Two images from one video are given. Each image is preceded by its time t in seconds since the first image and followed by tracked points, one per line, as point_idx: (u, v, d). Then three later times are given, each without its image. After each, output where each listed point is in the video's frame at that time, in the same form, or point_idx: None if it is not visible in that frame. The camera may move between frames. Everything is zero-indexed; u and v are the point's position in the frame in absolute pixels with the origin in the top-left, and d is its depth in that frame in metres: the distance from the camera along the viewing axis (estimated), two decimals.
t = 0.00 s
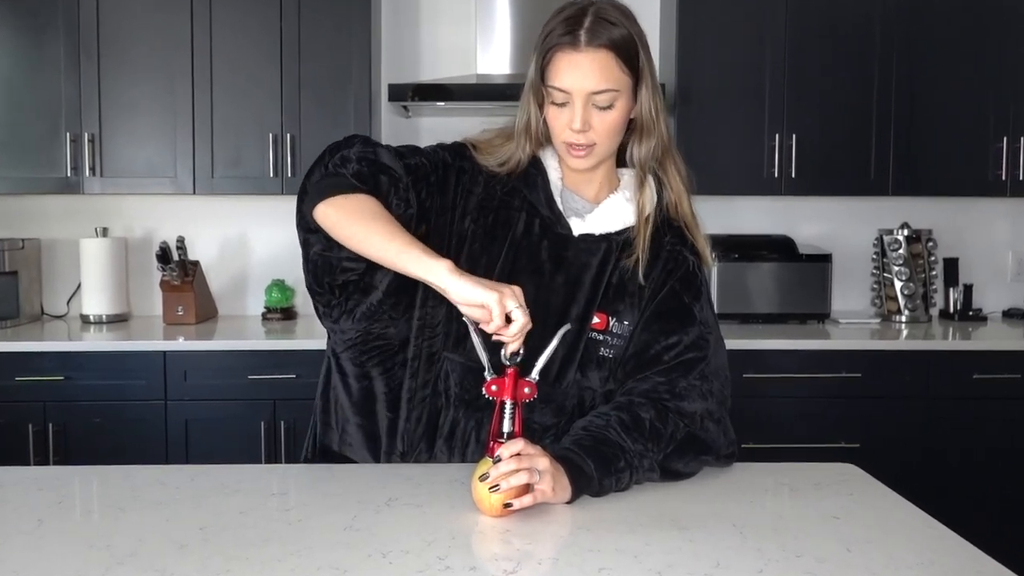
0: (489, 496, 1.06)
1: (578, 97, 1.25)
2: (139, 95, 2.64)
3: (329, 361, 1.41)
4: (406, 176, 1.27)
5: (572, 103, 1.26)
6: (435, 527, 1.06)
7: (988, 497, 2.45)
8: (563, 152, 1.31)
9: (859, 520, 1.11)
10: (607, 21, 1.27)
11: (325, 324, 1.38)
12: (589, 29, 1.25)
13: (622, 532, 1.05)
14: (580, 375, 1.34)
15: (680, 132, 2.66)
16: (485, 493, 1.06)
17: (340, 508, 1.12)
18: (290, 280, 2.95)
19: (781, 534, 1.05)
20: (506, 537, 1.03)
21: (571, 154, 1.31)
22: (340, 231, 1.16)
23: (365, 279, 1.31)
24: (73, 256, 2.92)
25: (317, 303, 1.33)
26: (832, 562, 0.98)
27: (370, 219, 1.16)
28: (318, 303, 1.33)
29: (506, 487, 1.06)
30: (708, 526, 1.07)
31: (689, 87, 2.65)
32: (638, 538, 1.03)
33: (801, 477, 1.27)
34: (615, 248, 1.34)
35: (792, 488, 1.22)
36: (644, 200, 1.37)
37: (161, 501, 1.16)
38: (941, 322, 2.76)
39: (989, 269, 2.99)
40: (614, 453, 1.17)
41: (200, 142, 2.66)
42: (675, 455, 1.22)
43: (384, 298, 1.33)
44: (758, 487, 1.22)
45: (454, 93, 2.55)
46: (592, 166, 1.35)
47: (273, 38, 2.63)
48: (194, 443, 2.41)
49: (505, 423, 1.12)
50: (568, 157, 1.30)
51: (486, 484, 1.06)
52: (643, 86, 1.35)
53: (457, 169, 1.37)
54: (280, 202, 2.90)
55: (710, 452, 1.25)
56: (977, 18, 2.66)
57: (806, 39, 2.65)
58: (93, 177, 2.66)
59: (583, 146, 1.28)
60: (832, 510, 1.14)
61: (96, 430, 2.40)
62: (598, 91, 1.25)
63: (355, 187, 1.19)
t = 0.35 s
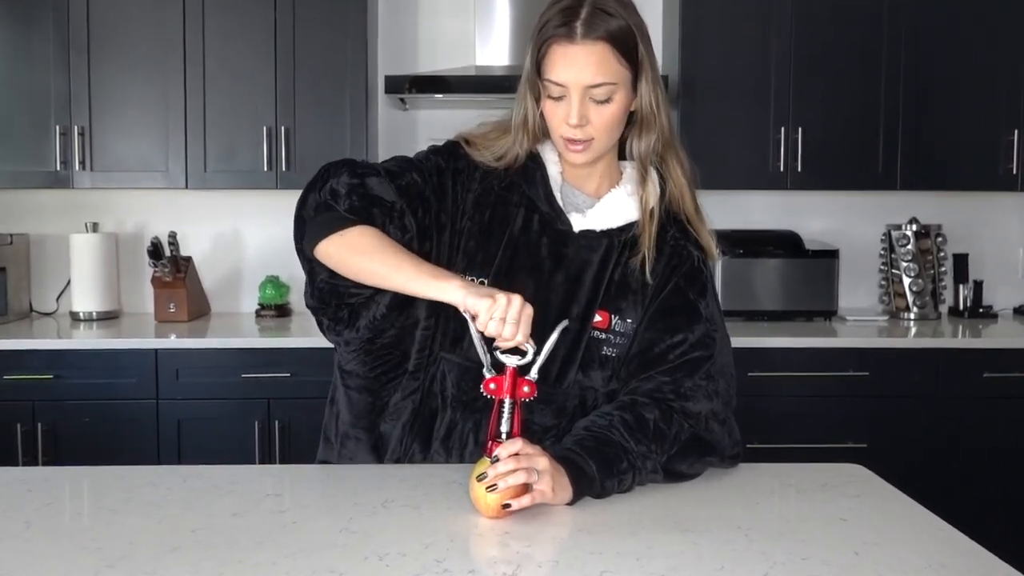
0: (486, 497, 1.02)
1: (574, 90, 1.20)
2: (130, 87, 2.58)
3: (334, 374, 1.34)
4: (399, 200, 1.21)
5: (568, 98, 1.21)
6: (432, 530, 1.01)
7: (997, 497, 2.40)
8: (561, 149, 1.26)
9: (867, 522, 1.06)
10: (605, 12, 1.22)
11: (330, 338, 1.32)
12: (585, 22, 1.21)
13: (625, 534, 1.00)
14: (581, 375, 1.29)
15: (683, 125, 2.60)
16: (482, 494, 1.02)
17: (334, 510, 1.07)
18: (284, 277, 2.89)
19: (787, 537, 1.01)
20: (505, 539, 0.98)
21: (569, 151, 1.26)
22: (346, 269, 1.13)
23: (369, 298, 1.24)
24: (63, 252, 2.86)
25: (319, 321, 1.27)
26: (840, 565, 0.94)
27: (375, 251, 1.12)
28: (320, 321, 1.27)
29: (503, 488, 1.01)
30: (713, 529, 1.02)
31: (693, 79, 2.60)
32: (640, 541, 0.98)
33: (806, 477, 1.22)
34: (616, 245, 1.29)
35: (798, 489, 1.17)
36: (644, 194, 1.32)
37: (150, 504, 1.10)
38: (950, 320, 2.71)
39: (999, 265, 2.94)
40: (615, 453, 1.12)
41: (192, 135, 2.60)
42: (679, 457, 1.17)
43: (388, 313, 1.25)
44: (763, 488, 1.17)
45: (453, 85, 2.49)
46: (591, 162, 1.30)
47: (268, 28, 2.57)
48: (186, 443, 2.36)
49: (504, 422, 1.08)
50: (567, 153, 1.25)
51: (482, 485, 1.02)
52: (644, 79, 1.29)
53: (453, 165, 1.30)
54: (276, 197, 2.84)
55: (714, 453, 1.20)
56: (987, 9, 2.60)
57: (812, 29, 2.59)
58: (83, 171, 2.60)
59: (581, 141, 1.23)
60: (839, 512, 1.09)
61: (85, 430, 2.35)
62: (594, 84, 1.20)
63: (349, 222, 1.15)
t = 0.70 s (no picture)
0: (482, 500, 0.97)
1: (576, 78, 1.15)
2: (122, 79, 2.53)
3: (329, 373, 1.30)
4: (390, 167, 1.17)
5: (570, 86, 1.16)
6: (429, 532, 0.96)
7: (1007, 497, 2.35)
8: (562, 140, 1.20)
9: (874, 524, 1.01)
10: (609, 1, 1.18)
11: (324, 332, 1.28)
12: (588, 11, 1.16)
13: (627, 536, 0.96)
14: (581, 372, 1.24)
15: (687, 118, 2.55)
16: (479, 496, 0.98)
17: (327, 512, 1.02)
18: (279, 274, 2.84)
19: (793, 539, 0.96)
20: (502, 542, 0.93)
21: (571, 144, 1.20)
22: (329, 229, 1.09)
23: (358, 278, 1.23)
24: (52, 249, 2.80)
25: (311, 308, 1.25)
26: (846, 569, 0.89)
27: (361, 211, 1.08)
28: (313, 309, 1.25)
29: (498, 490, 0.97)
30: (716, 530, 0.98)
31: (696, 71, 2.54)
32: (642, 543, 0.93)
33: (810, 477, 1.17)
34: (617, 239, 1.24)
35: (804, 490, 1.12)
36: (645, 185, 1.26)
37: (140, 506, 1.05)
38: (960, 317, 2.67)
39: (1009, 260, 2.88)
40: (618, 448, 1.07)
41: (184, 128, 2.54)
42: (681, 453, 1.13)
43: (378, 294, 1.24)
44: (767, 488, 1.12)
45: (451, 77, 2.43)
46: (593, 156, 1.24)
47: (262, 18, 2.52)
48: (177, 442, 2.31)
49: (495, 421, 1.02)
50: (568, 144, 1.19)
51: (478, 487, 0.98)
52: (646, 70, 1.23)
53: (450, 154, 1.25)
54: (272, 191, 2.79)
55: (717, 449, 1.16)
56: None
57: (819, 20, 2.54)
58: (72, 164, 2.55)
59: (583, 132, 1.17)
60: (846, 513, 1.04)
61: (75, 430, 2.30)
62: (597, 73, 1.15)
63: (337, 181, 1.11)
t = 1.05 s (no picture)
0: (480, 507, 0.92)
1: (590, 71, 1.10)
2: (112, 69, 2.47)
3: (310, 355, 1.24)
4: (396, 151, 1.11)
5: (583, 77, 1.11)
6: (427, 534, 0.91)
7: (1017, 497, 2.30)
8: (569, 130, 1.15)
9: (884, 525, 0.96)
10: None
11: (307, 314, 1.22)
12: None
13: (629, 538, 0.91)
14: (585, 376, 1.19)
15: (690, 110, 2.49)
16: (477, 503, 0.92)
17: (320, 514, 0.97)
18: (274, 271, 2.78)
19: (799, 540, 0.91)
20: (501, 544, 0.89)
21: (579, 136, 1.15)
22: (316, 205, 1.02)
23: (348, 263, 1.16)
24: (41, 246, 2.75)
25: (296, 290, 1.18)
26: (856, 571, 0.85)
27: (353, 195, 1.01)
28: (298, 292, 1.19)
29: (497, 498, 0.91)
30: (720, 532, 0.93)
31: (700, 62, 2.49)
32: (646, 545, 0.89)
33: (814, 478, 1.12)
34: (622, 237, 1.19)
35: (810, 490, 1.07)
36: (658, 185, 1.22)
37: (127, 507, 0.99)
38: (970, 314, 2.62)
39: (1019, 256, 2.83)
40: (625, 450, 1.02)
41: (176, 121, 2.49)
42: (690, 456, 1.07)
43: (371, 284, 1.18)
44: (772, 489, 1.07)
45: (449, 68, 2.38)
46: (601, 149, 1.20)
47: (257, 7, 2.46)
48: (169, 442, 2.26)
49: (499, 425, 0.98)
50: (577, 138, 1.15)
51: (476, 493, 0.92)
52: (662, 64, 1.20)
53: (454, 144, 1.20)
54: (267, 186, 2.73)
55: (724, 451, 1.10)
56: None
57: (826, 10, 2.48)
58: (61, 158, 2.49)
59: (593, 125, 1.13)
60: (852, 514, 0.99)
61: (63, 429, 2.24)
62: (613, 66, 1.10)
63: (338, 156, 1.05)
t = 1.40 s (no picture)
0: (477, 505, 0.87)
1: (590, 68, 1.05)
2: (102, 60, 2.42)
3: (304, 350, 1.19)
4: (388, 147, 1.05)
5: (584, 73, 1.05)
6: (424, 536, 0.86)
7: None
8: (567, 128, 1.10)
9: (892, 527, 0.91)
10: None
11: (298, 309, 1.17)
12: None
13: (631, 540, 0.86)
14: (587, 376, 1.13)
15: (693, 103, 2.44)
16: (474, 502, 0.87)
17: (312, 515, 0.92)
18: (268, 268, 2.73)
19: (805, 541, 0.86)
20: (499, 546, 0.84)
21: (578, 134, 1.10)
22: (308, 202, 0.97)
23: (339, 260, 1.10)
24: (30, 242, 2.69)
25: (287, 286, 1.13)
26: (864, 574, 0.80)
27: (349, 192, 0.96)
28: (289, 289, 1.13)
29: (495, 496, 0.86)
30: (725, 533, 0.88)
31: (704, 54, 2.43)
32: (648, 547, 0.83)
33: (823, 478, 1.07)
34: (625, 232, 1.13)
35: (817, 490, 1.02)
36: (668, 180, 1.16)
37: (110, 509, 0.94)
38: (982, 311, 2.57)
39: None
40: (627, 452, 0.97)
41: (167, 113, 2.43)
42: (696, 458, 1.02)
43: (364, 282, 1.12)
44: (777, 489, 1.02)
45: (446, 58, 2.32)
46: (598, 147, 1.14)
47: None
48: (160, 441, 2.21)
49: (495, 421, 0.92)
50: (576, 136, 1.10)
51: (473, 491, 0.87)
52: (666, 59, 1.15)
53: (449, 137, 1.14)
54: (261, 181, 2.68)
55: (729, 451, 1.05)
56: None
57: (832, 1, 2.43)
58: (51, 151, 2.43)
59: (593, 122, 1.08)
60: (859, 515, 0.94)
61: (52, 428, 2.19)
62: (614, 63, 1.05)
63: (330, 154, 0.99)
